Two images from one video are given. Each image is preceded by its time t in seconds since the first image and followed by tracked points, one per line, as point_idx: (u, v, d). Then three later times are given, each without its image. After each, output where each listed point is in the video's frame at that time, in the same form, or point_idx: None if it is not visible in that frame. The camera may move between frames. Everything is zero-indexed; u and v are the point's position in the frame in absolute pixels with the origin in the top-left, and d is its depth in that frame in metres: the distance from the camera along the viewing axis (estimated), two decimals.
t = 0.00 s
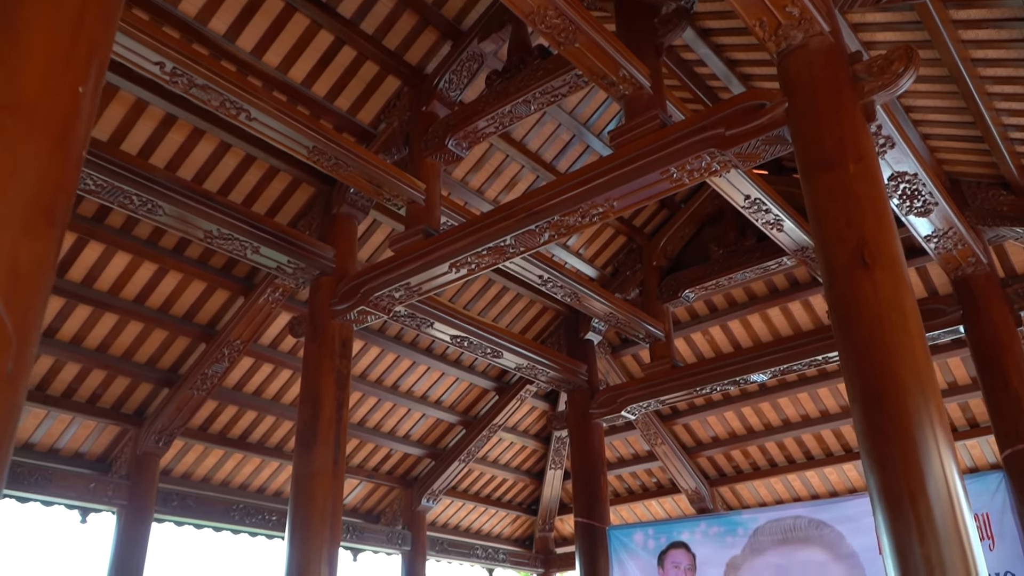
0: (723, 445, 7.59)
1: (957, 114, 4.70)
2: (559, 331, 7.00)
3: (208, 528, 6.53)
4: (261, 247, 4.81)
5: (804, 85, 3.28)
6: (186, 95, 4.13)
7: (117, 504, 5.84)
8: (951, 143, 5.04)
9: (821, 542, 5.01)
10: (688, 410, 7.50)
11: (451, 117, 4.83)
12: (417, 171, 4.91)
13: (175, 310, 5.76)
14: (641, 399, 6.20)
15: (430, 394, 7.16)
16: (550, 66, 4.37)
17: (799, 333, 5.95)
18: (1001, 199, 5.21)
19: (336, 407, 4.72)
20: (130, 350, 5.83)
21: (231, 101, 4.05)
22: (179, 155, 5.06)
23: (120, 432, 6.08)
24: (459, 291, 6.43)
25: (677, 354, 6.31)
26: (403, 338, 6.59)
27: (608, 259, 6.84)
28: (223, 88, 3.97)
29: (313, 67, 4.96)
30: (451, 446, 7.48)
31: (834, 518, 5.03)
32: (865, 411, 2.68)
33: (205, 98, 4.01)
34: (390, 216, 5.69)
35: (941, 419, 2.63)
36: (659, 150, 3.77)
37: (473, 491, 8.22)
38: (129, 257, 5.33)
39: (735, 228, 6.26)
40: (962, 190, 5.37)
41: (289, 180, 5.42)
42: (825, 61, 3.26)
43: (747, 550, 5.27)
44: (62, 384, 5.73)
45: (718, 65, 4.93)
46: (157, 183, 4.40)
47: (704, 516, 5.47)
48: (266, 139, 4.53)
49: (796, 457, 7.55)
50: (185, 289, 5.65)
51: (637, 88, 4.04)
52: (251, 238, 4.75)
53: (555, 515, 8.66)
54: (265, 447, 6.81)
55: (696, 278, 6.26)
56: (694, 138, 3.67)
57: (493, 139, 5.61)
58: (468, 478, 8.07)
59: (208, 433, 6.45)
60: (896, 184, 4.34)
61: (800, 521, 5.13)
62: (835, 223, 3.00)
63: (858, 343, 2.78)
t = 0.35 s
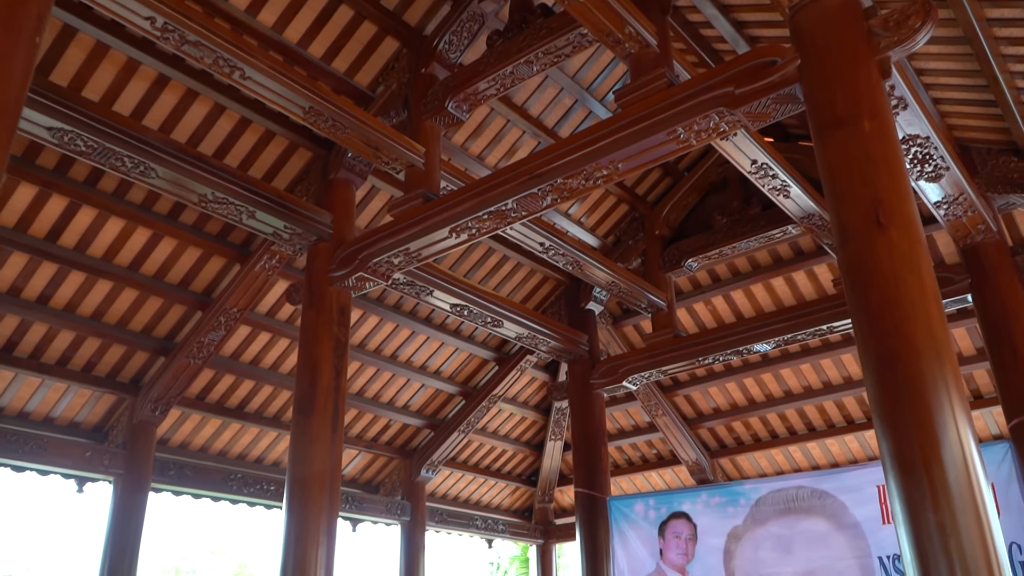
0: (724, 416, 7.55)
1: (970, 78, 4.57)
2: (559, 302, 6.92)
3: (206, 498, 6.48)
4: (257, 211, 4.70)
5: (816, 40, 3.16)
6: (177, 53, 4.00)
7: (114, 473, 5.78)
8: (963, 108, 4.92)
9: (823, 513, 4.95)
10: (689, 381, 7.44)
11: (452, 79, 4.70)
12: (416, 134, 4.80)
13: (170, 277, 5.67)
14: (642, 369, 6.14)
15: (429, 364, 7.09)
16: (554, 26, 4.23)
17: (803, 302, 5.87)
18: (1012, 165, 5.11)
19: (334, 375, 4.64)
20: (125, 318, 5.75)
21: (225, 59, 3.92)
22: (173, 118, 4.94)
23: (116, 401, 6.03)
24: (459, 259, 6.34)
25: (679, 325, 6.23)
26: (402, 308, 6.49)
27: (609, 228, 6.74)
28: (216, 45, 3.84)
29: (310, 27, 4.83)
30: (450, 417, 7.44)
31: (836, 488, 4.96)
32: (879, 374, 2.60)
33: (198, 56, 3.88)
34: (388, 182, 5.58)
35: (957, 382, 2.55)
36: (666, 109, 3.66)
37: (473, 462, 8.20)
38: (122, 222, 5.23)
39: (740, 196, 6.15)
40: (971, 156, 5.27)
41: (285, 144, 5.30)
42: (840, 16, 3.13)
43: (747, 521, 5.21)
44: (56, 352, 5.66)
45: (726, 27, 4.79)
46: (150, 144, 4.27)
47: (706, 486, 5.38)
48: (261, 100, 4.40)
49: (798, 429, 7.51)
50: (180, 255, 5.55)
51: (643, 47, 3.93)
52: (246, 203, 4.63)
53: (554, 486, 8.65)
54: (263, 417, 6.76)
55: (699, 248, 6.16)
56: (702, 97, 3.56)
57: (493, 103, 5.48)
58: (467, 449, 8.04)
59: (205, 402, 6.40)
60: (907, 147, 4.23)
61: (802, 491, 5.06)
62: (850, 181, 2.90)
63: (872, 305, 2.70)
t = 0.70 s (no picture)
0: (726, 388, 7.50)
1: (984, 40, 4.44)
2: (561, 273, 6.83)
3: (203, 469, 6.44)
4: (252, 176, 4.57)
5: None
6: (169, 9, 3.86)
7: (109, 443, 5.73)
8: (975, 73, 4.79)
9: (827, 484, 4.91)
10: (690, 353, 7.38)
11: (452, 40, 4.55)
12: (415, 98, 4.67)
13: (165, 245, 5.58)
14: (644, 340, 6.07)
15: (428, 335, 7.01)
16: None
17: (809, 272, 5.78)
18: None
19: (332, 344, 4.56)
20: (119, 286, 5.67)
21: (217, 16, 3.78)
22: (166, 80, 4.82)
23: (111, 370, 5.97)
24: (459, 228, 6.24)
25: (681, 295, 6.14)
26: (401, 278, 6.39)
27: (611, 197, 6.64)
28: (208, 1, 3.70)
29: None
30: (449, 388, 7.38)
31: (840, 460, 4.92)
32: (893, 339, 2.51)
33: (189, 12, 3.74)
34: (387, 148, 5.47)
35: (974, 348, 2.47)
36: (673, 69, 3.54)
37: (472, 434, 8.16)
38: (115, 188, 5.12)
39: (745, 165, 6.04)
40: (981, 123, 5.16)
41: (282, 108, 5.18)
42: None
43: (749, 492, 5.15)
44: (50, 321, 5.58)
45: None
46: (143, 105, 4.13)
47: (709, 457, 5.30)
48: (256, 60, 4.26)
49: (800, 401, 7.47)
50: (175, 222, 5.45)
51: (651, 4, 3.78)
52: (241, 167, 4.50)
53: (554, 458, 8.64)
54: (261, 388, 6.70)
55: (704, 218, 6.04)
56: (710, 56, 3.43)
57: (493, 67, 5.34)
58: (466, 421, 7.99)
59: (202, 373, 6.34)
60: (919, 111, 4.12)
61: (805, 463, 5.01)
62: (864, 140, 2.78)
63: (886, 269, 2.60)
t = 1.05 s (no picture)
0: (727, 362, 7.45)
1: (997, 4, 4.33)
2: (561, 245, 6.74)
3: (200, 442, 6.38)
4: (248, 142, 4.45)
5: None
6: None
7: (104, 415, 5.67)
8: (985, 39, 4.67)
9: (830, 457, 4.85)
10: (692, 326, 7.31)
11: (451, 3, 4.42)
12: (413, 62, 4.54)
13: (159, 214, 5.48)
14: (645, 313, 6.00)
15: (427, 308, 6.93)
16: None
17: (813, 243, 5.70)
18: None
19: (330, 314, 4.49)
20: (113, 256, 5.58)
21: None
22: (158, 43, 4.69)
23: (106, 341, 5.91)
24: (457, 199, 6.15)
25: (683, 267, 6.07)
26: (399, 249, 6.29)
27: (612, 168, 6.54)
28: None
29: None
30: (448, 361, 7.33)
31: (843, 433, 4.87)
32: (906, 304, 2.43)
33: None
34: (385, 116, 5.36)
35: (991, 313, 2.38)
36: (678, 29, 3.43)
37: (471, 408, 8.12)
38: (108, 154, 5.01)
39: (748, 134, 5.94)
40: (990, 91, 5.06)
41: (277, 74, 5.06)
42: None
43: (751, 465, 5.09)
44: (43, 291, 5.49)
45: None
46: (135, 67, 3.99)
47: (710, 430, 5.26)
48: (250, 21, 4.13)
49: (801, 375, 7.43)
50: (169, 191, 5.34)
51: None
52: (236, 133, 4.38)
53: (553, 432, 8.62)
54: (257, 360, 6.64)
55: (706, 188, 5.97)
56: (717, 16, 3.31)
57: (492, 33, 5.22)
58: (465, 395, 7.95)
59: (198, 344, 6.27)
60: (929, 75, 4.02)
61: (808, 436, 4.96)
62: (878, 98, 2.68)
63: (899, 232, 2.51)
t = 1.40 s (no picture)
0: (728, 340, 7.39)
1: None
2: (560, 221, 6.67)
3: (196, 420, 6.33)
4: (241, 113, 4.33)
5: None
6: None
7: (98, 392, 5.61)
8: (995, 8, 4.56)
9: (832, 434, 4.78)
10: (692, 304, 7.24)
11: None
12: (410, 30, 4.42)
13: (152, 187, 5.39)
14: (646, 290, 5.92)
15: (425, 285, 6.84)
16: None
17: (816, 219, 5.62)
18: None
19: (326, 289, 4.41)
20: (106, 231, 5.49)
21: None
22: (149, 11, 4.58)
23: (100, 318, 5.84)
24: (456, 174, 6.05)
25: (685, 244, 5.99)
26: (397, 225, 6.20)
27: (613, 143, 6.43)
28: None
29: None
30: (446, 340, 7.26)
31: (846, 409, 4.82)
32: (919, 271, 2.33)
33: None
34: (382, 88, 5.25)
35: (1007, 281, 2.28)
36: None
37: (469, 386, 8.06)
38: (99, 126, 4.90)
39: (751, 108, 5.84)
40: (999, 63, 4.95)
41: (271, 44, 4.95)
42: None
43: (753, 443, 5.04)
44: (34, 266, 5.41)
45: None
46: (124, 34, 3.86)
47: (711, 408, 5.22)
48: None
49: (803, 353, 7.38)
50: (162, 164, 5.24)
51: None
52: (229, 103, 4.26)
53: (552, 410, 8.59)
54: (253, 337, 6.57)
55: (707, 163, 5.87)
56: None
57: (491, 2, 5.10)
58: (464, 373, 7.88)
59: (193, 321, 6.20)
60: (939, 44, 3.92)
61: (810, 413, 4.91)
62: (890, 61, 2.57)
63: (912, 197, 2.41)
